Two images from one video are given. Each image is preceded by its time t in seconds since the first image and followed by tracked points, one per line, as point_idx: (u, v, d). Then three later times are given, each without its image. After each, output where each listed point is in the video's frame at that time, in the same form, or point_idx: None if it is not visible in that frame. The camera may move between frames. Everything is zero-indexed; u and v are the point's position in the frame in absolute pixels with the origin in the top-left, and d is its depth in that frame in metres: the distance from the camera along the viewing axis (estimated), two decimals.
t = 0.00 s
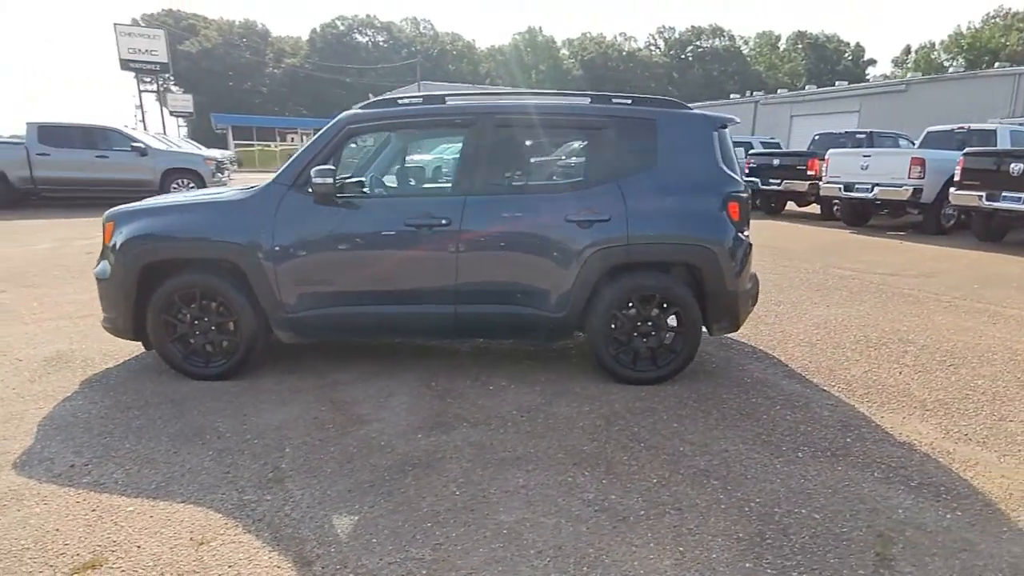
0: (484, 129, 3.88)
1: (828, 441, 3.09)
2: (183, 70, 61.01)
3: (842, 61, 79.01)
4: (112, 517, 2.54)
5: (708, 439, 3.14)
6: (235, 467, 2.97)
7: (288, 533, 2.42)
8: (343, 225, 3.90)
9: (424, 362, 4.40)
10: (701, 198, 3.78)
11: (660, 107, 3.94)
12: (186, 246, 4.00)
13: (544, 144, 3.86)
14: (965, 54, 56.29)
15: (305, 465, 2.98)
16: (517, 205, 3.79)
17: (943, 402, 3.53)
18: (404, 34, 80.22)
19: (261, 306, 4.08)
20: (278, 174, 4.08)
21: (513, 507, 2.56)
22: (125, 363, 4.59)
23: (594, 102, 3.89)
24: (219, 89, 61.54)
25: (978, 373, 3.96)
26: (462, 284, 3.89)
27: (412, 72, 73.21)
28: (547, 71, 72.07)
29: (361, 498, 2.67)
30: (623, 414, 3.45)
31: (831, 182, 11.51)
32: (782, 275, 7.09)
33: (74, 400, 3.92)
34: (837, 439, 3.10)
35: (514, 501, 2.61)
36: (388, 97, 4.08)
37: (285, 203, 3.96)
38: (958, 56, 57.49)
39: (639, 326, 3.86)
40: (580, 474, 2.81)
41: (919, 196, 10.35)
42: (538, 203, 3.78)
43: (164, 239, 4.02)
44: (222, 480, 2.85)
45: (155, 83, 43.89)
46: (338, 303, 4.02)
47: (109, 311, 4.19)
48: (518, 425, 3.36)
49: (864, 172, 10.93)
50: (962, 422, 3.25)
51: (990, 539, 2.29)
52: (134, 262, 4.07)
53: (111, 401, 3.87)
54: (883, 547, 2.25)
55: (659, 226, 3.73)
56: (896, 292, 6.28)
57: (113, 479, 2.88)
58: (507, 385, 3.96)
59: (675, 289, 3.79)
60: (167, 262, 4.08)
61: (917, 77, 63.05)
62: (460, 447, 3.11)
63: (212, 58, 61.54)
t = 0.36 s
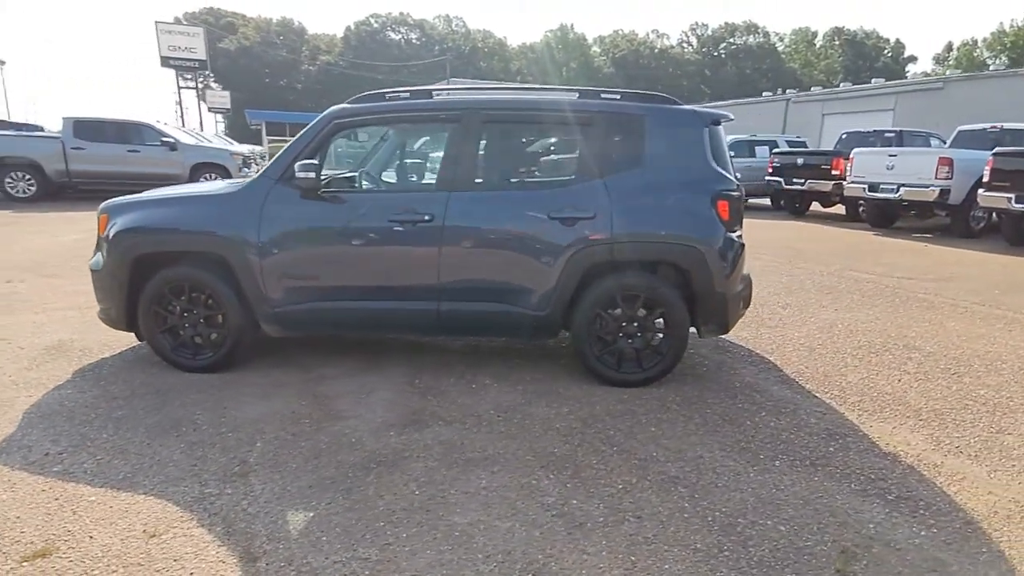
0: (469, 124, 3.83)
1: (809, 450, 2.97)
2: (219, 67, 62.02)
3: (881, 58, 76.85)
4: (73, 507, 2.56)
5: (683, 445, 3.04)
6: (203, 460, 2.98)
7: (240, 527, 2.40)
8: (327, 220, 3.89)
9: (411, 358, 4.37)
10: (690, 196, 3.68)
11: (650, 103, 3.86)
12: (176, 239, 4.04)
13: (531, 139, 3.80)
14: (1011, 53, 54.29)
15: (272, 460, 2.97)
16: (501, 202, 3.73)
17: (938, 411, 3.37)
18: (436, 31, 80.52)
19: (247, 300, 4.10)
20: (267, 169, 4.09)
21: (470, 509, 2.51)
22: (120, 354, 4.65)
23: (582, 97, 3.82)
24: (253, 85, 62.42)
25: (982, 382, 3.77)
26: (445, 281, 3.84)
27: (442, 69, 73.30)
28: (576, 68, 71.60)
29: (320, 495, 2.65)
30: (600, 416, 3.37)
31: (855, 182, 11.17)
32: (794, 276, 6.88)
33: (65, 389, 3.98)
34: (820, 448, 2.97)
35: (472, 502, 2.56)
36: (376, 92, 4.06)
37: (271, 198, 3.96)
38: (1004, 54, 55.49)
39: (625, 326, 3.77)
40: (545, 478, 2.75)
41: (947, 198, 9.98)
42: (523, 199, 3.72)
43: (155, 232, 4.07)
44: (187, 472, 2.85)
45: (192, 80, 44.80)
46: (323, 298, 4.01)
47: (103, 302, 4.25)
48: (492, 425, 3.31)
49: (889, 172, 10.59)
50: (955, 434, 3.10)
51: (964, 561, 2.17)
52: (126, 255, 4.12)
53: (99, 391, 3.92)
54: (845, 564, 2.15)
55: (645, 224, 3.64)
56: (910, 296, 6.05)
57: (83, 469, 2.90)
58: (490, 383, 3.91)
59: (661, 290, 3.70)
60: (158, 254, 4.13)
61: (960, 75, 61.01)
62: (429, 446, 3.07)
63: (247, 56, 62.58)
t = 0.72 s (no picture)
0: (456, 120, 3.83)
1: (789, 456, 2.87)
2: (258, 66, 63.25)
3: (928, 54, 74.28)
4: (48, 491, 2.63)
5: (659, 446, 2.98)
6: (182, 448, 3.03)
7: (202, 515, 2.43)
8: (316, 214, 3.92)
9: (403, 353, 4.38)
10: (677, 193, 3.61)
11: (640, 99, 3.81)
12: (173, 232, 4.12)
13: (518, 136, 3.77)
14: None
15: (247, 450, 3.00)
16: (487, 199, 3.71)
17: (934, 420, 3.23)
18: (470, 28, 80.68)
19: (241, 293, 4.17)
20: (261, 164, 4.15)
21: (430, 505, 2.49)
22: (124, 344, 4.77)
23: (570, 94, 3.79)
24: (290, 84, 63.50)
25: (987, 391, 3.60)
26: (431, 278, 3.84)
27: (475, 67, 73.38)
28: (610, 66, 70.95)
29: (286, 486, 2.67)
30: (581, 416, 3.32)
31: (884, 181, 10.81)
32: (809, 277, 6.68)
33: (67, 376, 4.10)
34: (800, 454, 2.88)
35: (434, 499, 2.54)
36: (367, 88, 4.08)
37: (263, 193, 4.02)
38: None
39: (611, 325, 3.72)
40: (513, 476, 2.72)
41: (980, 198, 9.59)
42: (508, 197, 3.69)
43: (153, 225, 4.16)
44: (164, 461, 2.90)
45: (232, 79, 45.77)
46: (313, 292, 4.04)
47: (106, 293, 4.37)
48: (470, 422, 3.29)
49: (919, 171, 10.22)
50: (947, 444, 2.97)
51: None
52: (127, 246, 4.22)
53: (98, 379, 4.03)
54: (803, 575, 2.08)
55: (632, 223, 3.58)
56: (930, 299, 5.81)
57: (65, 455, 2.98)
58: (476, 380, 3.89)
59: (648, 288, 3.64)
60: (158, 247, 4.22)
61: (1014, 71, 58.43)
62: (403, 441, 3.07)
63: (285, 53, 63.64)
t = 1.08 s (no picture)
0: (457, 118, 3.85)
1: (779, 457, 2.80)
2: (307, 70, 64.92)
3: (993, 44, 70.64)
4: (53, 474, 2.78)
5: (647, 445, 2.94)
6: (182, 437, 3.14)
7: (188, 502, 2.52)
8: (322, 212, 4.01)
9: (409, 349, 4.43)
10: (677, 188, 3.55)
11: (643, 94, 3.75)
12: (189, 229, 4.27)
13: (518, 133, 3.77)
14: None
15: (243, 440, 3.09)
16: (486, 196, 3.72)
17: (942, 424, 3.09)
18: (516, 28, 80.81)
19: (253, 289, 4.29)
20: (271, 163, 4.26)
21: (406, 498, 2.52)
22: (149, 337, 4.97)
23: (571, 90, 3.76)
24: (338, 86, 64.97)
25: (1008, 395, 3.42)
26: (431, 274, 3.87)
27: (519, 67, 73.55)
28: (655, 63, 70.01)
29: (272, 475, 2.74)
30: (573, 413, 3.30)
31: (928, 176, 10.36)
32: (839, 275, 6.46)
33: (90, 366, 4.31)
34: (792, 456, 2.79)
35: (413, 492, 2.57)
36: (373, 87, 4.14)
37: (273, 191, 4.13)
38: None
39: (610, 322, 3.67)
40: (493, 471, 2.72)
41: None
42: (507, 194, 3.70)
43: (171, 222, 4.31)
44: (164, 448, 3.02)
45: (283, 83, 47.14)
46: (319, 288, 4.13)
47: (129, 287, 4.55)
48: (463, 417, 3.30)
49: (966, 166, 9.76)
50: (952, 450, 2.84)
51: None
52: (147, 243, 4.39)
53: (118, 370, 4.21)
54: None
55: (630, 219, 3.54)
56: (965, 300, 5.53)
57: (75, 441, 3.14)
58: (476, 376, 3.90)
59: (646, 286, 3.59)
60: (175, 243, 4.38)
61: None
62: (393, 434, 3.11)
63: (334, 57, 65.13)
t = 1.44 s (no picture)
0: (456, 113, 3.83)
1: (768, 463, 2.70)
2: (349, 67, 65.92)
3: None
4: (52, 460, 2.87)
5: (633, 447, 2.88)
6: (178, 427, 3.22)
7: (172, 491, 2.57)
8: (323, 207, 4.04)
9: (412, 345, 4.44)
10: (675, 184, 3.46)
11: (643, 87, 3.67)
12: (198, 224, 4.36)
13: (516, 128, 3.73)
14: None
15: (235, 432, 3.15)
16: (483, 191, 3.70)
17: (951, 434, 2.94)
18: (556, 23, 80.37)
19: (260, 283, 4.37)
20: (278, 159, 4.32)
21: (382, 494, 2.52)
22: (166, 329, 5.11)
23: (569, 83, 3.70)
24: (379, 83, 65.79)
25: None
26: (429, 270, 3.87)
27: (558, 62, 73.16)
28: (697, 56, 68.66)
29: (257, 468, 2.77)
30: (564, 412, 3.25)
31: (972, 171, 9.89)
32: (867, 275, 6.21)
33: (106, 356, 4.45)
34: (783, 463, 2.69)
35: (390, 488, 2.57)
36: (377, 83, 4.16)
37: (277, 187, 4.18)
38: None
39: (607, 321, 3.61)
40: (473, 470, 2.70)
41: None
42: (503, 190, 3.66)
43: (182, 217, 4.41)
44: (159, 438, 3.10)
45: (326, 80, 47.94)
46: (322, 283, 4.17)
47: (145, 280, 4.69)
48: (453, 414, 3.29)
49: (1010, 160, 9.30)
50: (956, 461, 2.70)
51: None
52: (161, 238, 4.50)
53: (132, 360, 4.34)
54: None
55: (626, 216, 3.47)
56: (998, 301, 5.26)
57: (78, 429, 3.24)
58: (474, 373, 3.89)
59: (643, 284, 3.51)
60: (187, 238, 4.48)
61: None
62: (381, 429, 3.12)
63: (376, 54, 65.92)
